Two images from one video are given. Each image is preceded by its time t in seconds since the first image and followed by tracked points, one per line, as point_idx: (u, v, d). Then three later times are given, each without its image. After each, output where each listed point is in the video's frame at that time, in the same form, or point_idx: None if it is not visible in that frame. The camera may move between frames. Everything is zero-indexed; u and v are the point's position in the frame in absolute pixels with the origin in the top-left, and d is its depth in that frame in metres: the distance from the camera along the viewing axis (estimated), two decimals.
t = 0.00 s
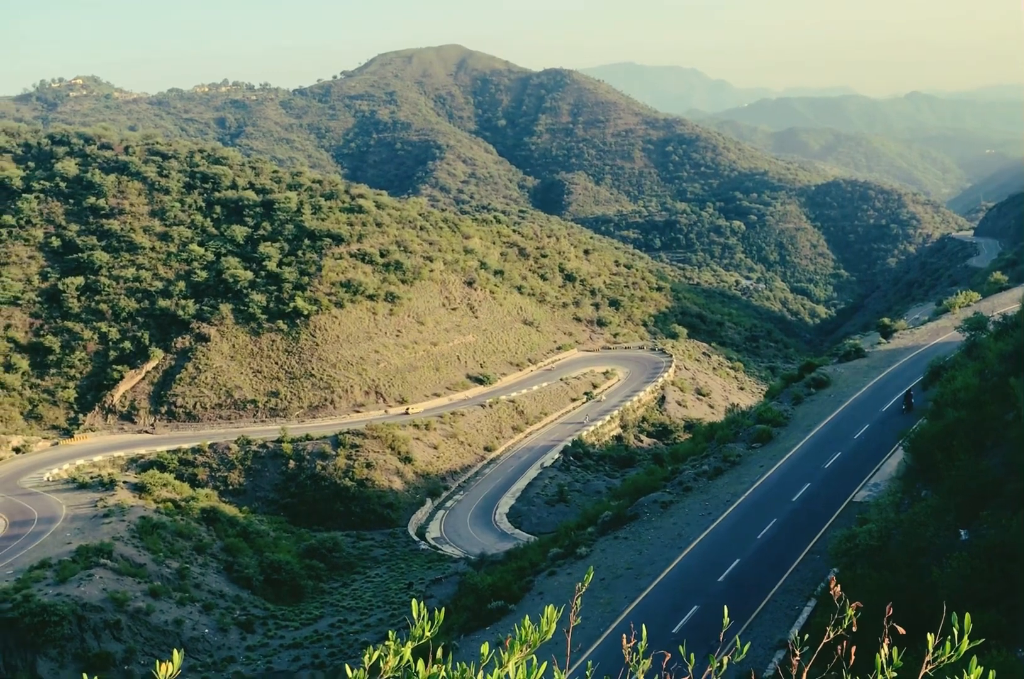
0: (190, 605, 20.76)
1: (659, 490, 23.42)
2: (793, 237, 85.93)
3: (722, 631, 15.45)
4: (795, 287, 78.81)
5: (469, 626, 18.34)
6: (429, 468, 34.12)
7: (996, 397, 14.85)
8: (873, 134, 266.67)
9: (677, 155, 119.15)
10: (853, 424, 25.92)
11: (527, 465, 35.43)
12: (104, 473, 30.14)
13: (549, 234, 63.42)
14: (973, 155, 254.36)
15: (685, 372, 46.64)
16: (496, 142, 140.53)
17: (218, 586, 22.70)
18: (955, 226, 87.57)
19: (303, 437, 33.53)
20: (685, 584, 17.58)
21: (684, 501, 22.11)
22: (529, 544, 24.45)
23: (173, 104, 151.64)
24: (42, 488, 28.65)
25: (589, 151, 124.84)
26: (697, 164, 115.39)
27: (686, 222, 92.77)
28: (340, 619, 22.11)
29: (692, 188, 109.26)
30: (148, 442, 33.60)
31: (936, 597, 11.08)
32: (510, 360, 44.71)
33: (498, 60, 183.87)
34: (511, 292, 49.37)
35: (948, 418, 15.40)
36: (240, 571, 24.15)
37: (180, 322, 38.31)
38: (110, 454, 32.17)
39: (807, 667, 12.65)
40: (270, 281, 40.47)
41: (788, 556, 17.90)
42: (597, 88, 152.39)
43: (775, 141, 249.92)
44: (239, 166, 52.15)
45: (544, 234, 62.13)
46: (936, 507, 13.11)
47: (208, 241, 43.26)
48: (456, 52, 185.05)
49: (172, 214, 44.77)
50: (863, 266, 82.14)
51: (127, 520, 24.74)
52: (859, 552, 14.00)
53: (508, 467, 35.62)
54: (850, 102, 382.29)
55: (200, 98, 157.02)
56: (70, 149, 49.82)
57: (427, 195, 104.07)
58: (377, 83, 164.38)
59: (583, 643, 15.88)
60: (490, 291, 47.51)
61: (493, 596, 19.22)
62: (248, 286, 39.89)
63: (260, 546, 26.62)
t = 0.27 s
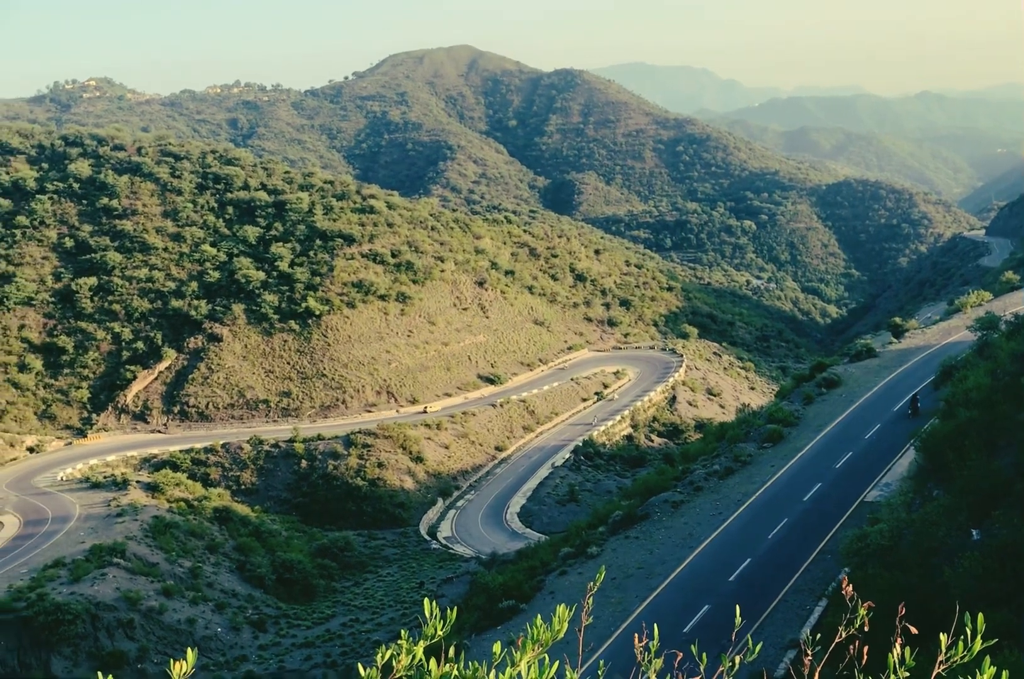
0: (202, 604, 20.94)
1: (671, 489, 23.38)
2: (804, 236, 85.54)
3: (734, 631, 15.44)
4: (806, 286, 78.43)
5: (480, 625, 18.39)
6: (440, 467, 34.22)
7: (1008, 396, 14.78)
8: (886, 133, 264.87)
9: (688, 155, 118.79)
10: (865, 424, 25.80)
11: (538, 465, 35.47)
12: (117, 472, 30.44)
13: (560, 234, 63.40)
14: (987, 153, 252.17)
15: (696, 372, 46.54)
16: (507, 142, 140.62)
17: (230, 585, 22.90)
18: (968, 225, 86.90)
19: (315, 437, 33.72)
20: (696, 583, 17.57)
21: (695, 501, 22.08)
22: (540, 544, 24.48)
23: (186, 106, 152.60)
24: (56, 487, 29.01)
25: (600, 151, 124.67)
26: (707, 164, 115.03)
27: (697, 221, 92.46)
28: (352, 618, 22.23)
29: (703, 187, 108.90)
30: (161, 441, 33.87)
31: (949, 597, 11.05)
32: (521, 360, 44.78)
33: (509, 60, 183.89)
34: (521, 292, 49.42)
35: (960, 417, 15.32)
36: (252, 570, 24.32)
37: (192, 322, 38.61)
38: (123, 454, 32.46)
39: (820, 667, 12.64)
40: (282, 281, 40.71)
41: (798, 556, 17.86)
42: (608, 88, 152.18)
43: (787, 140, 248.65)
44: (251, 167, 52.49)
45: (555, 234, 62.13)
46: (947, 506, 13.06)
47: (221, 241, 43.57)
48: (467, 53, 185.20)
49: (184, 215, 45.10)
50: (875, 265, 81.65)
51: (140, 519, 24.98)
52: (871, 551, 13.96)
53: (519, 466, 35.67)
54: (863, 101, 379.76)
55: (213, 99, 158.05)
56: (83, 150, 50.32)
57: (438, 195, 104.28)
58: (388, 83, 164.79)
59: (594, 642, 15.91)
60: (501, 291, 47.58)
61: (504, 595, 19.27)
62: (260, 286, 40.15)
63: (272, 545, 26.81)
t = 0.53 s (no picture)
0: (217, 605, 21.13)
1: (684, 491, 23.33)
2: (817, 238, 85.11)
3: (748, 633, 15.41)
4: (819, 288, 77.99)
5: (493, 627, 18.45)
6: (453, 469, 34.33)
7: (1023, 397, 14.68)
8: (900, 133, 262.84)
9: (701, 157, 118.41)
10: (879, 426, 25.66)
11: (551, 468, 35.49)
12: (133, 474, 30.77)
13: (572, 236, 63.41)
14: (1004, 154, 249.68)
15: (709, 374, 46.42)
16: (520, 145, 140.80)
17: (245, 587, 23.09)
18: (982, 226, 86.19)
19: (329, 439, 33.92)
20: (710, 586, 17.53)
21: (708, 503, 22.03)
22: (553, 546, 24.49)
23: (201, 109, 153.86)
24: (72, 489, 29.38)
25: (613, 154, 124.55)
26: (720, 165, 114.63)
27: (710, 223, 92.11)
28: (366, 620, 22.35)
29: (715, 189, 108.54)
30: (175, 444, 34.19)
31: (965, 600, 10.99)
32: (534, 362, 44.83)
33: (521, 63, 184.11)
34: (534, 294, 49.48)
35: (975, 419, 15.22)
36: (267, 572, 24.51)
37: (207, 324, 38.95)
38: (138, 456, 32.79)
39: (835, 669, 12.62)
40: (296, 284, 41.00)
41: (812, 559, 17.80)
42: (621, 90, 152.05)
43: (800, 141, 247.31)
44: (265, 170, 52.91)
45: (567, 237, 62.16)
46: (962, 508, 12.99)
47: (235, 244, 43.94)
48: (480, 55, 185.60)
49: (199, 218, 45.53)
50: (888, 267, 81.09)
51: (156, 521, 25.26)
52: (885, 554, 13.91)
53: (532, 468, 35.71)
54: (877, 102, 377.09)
55: (227, 103, 159.33)
56: (99, 154, 50.94)
57: (451, 198, 104.59)
58: (402, 87, 165.45)
59: (607, 644, 15.92)
60: (514, 293, 47.67)
61: (517, 597, 19.32)
62: (275, 289, 40.46)
63: (286, 547, 27.00)
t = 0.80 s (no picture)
0: (235, 610, 21.33)
1: (701, 497, 23.23)
2: (834, 243, 84.54)
3: (766, 639, 15.36)
4: (835, 294, 77.42)
5: (510, 632, 18.49)
6: (470, 474, 34.41)
7: None
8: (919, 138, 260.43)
9: (718, 162, 117.96)
10: (896, 431, 25.47)
11: (567, 473, 35.48)
12: (152, 479, 31.18)
13: (588, 241, 63.39)
14: None
15: (726, 379, 46.23)
16: (536, 151, 141.08)
17: (263, 591, 23.29)
18: (1001, 231, 85.20)
19: (347, 444, 34.14)
20: (727, 592, 17.47)
21: (725, 508, 21.93)
22: (570, 551, 24.48)
23: (219, 116, 155.57)
24: (93, 494, 29.80)
25: (629, 159, 124.40)
26: (736, 171, 114.15)
27: (726, 228, 91.71)
28: (383, 625, 22.46)
29: (732, 194, 108.07)
30: (195, 449, 34.54)
31: (984, 606, 10.90)
32: (550, 367, 44.85)
33: (537, 69, 184.45)
34: (551, 299, 49.54)
35: (992, 424, 15.11)
36: (285, 576, 24.71)
37: (226, 330, 39.39)
38: (157, 461, 33.18)
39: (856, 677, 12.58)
40: (314, 289, 41.38)
41: (830, 564, 17.70)
42: (637, 96, 151.94)
43: (817, 145, 245.71)
44: (283, 177, 53.46)
45: (583, 242, 62.17)
46: (980, 514, 12.88)
47: (254, 250, 44.42)
48: (497, 62, 186.22)
49: (218, 225, 46.09)
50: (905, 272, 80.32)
51: (175, 526, 25.59)
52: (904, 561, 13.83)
53: (548, 474, 35.71)
54: (896, 106, 374.18)
55: (246, 110, 160.96)
56: (119, 161, 51.73)
57: (468, 204, 105.01)
58: (419, 93, 166.37)
59: (624, 650, 15.91)
60: (530, 298, 47.77)
61: (534, 602, 19.36)
62: (293, 295, 40.85)
63: (304, 551, 27.21)
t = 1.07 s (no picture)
0: (257, 618, 21.55)
1: (721, 506, 23.08)
2: (854, 252, 83.82)
3: (787, 648, 15.26)
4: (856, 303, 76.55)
5: (530, 641, 18.50)
6: (490, 483, 34.47)
7: None
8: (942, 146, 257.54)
9: (738, 171, 117.45)
10: (918, 440, 25.21)
11: (586, 482, 35.42)
12: (175, 488, 31.62)
13: (608, 250, 63.36)
14: None
15: (746, 388, 45.97)
16: (556, 161, 141.43)
17: (284, 599, 23.50)
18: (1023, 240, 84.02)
19: (367, 453, 34.38)
20: (748, 601, 17.37)
21: (745, 518, 21.79)
22: (590, 560, 24.43)
23: (243, 128, 157.77)
24: (116, 502, 30.25)
25: (649, 169, 124.22)
26: (756, 180, 113.62)
27: (746, 237, 91.22)
28: (403, 634, 22.55)
29: (752, 204, 107.51)
30: (217, 458, 34.94)
31: (1007, 617, 10.77)
32: (570, 376, 44.85)
33: (557, 79, 185.06)
34: (570, 308, 49.58)
35: (1013, 432, 14.96)
36: (306, 585, 24.90)
37: (248, 340, 39.88)
38: (180, 470, 33.62)
39: None
40: (335, 299, 41.81)
41: (851, 573, 17.57)
42: (657, 106, 151.91)
43: (838, 154, 243.74)
44: (305, 188, 54.15)
45: (603, 251, 62.18)
46: (1002, 523, 12.74)
47: (276, 260, 45.00)
48: (517, 73, 187.17)
49: (241, 235, 46.76)
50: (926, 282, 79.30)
51: (198, 535, 25.94)
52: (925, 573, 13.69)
53: (568, 483, 35.68)
54: (919, 114, 370.49)
55: (269, 122, 163.19)
56: (143, 172, 52.74)
57: (488, 214, 105.48)
58: (439, 104, 167.64)
59: (644, 660, 15.85)
60: (550, 308, 47.86)
61: (554, 611, 19.36)
62: (315, 304, 41.30)
63: (325, 560, 27.42)
